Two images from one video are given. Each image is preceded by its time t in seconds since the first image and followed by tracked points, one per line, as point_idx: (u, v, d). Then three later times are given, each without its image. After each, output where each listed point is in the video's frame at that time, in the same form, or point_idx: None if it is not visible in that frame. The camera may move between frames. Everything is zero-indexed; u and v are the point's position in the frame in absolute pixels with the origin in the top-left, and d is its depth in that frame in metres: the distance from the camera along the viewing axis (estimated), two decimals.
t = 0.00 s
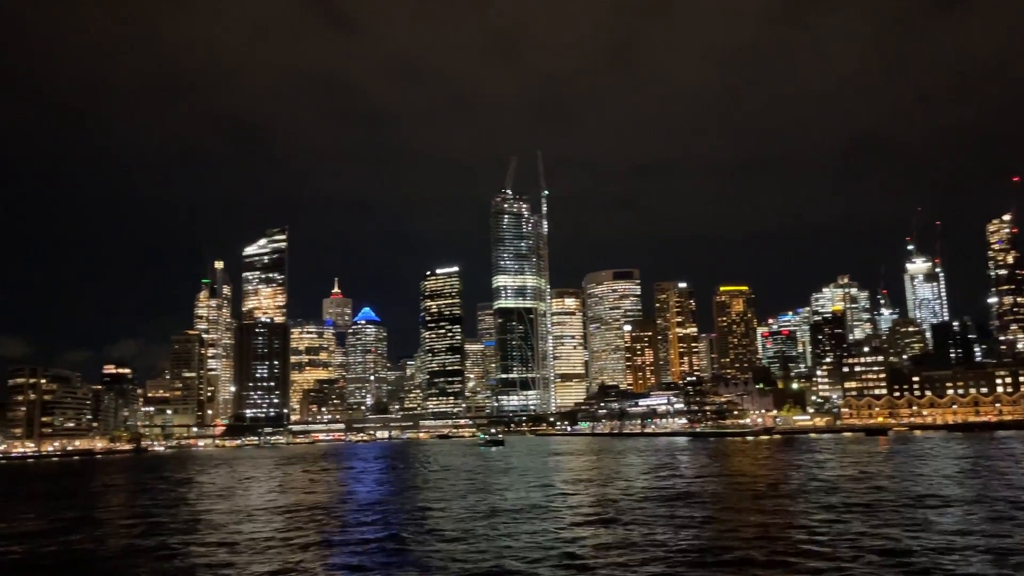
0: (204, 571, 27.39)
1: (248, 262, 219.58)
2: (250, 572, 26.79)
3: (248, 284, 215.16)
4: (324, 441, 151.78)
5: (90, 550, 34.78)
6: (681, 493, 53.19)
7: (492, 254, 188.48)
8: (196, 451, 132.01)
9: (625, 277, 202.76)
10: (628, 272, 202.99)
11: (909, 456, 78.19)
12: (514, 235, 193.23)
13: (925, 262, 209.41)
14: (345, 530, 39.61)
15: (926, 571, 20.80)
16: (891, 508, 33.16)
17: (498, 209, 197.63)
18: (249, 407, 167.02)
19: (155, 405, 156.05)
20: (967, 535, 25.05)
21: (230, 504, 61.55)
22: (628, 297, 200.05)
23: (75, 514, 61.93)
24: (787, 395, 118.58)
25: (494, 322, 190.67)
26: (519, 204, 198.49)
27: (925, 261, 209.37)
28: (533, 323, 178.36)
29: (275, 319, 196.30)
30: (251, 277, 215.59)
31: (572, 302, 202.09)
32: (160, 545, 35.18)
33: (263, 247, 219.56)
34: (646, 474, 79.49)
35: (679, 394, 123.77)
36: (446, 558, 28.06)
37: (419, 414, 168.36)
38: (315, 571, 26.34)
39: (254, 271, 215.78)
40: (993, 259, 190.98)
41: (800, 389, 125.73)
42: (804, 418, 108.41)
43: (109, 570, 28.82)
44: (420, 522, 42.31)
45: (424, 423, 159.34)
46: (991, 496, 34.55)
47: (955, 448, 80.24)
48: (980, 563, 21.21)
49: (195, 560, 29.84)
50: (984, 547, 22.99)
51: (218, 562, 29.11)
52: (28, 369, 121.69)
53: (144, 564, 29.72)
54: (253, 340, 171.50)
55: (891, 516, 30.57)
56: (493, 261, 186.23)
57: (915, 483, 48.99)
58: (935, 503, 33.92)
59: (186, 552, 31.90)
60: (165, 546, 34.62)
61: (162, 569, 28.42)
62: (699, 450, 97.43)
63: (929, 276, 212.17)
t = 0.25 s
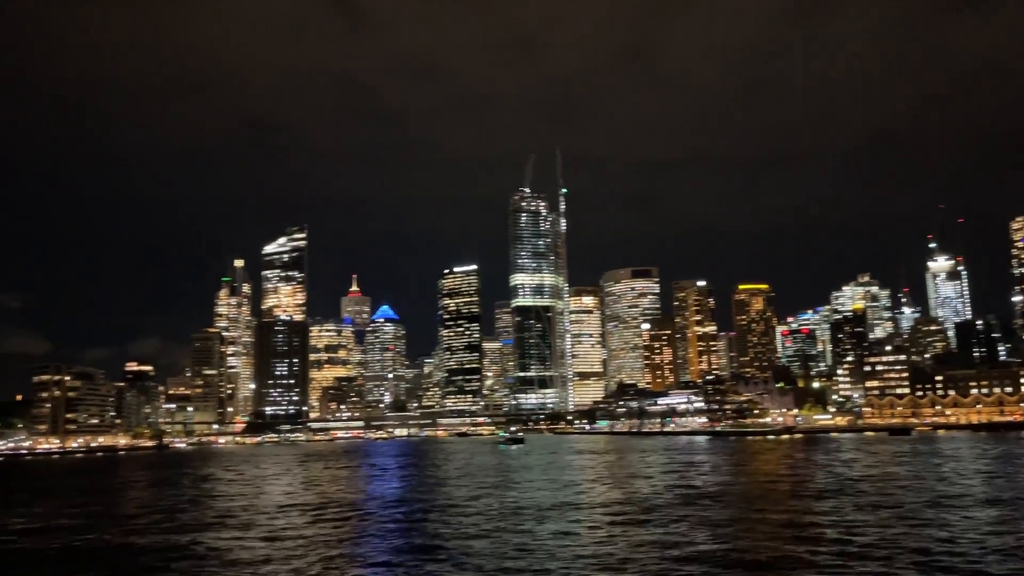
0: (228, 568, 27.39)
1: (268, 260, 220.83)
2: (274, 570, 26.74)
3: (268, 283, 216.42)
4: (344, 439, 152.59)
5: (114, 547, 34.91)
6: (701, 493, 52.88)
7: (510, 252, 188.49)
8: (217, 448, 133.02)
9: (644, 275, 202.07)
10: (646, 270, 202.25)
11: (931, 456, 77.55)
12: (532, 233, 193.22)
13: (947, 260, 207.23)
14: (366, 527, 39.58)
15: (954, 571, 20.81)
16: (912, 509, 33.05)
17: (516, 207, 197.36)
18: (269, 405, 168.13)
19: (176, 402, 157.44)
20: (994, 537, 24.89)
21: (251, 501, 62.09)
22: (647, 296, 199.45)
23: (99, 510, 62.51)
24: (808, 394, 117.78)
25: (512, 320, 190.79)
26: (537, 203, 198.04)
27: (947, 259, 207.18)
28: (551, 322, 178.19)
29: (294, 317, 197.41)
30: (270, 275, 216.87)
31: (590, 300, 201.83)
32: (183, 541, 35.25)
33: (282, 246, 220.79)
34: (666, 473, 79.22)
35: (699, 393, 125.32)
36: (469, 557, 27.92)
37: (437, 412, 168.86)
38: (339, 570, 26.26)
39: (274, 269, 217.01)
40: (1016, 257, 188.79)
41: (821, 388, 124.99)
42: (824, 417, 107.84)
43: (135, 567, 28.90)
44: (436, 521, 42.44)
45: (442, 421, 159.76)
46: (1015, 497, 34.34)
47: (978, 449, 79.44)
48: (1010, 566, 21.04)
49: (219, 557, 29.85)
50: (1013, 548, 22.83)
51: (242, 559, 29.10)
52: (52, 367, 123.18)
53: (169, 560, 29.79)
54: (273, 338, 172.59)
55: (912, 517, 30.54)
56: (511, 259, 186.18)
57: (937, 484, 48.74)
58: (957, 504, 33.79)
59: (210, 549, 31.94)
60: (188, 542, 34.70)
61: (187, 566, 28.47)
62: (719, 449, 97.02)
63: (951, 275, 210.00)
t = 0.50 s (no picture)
0: (248, 566, 27.44)
1: (290, 259, 222.34)
2: (294, 568, 26.75)
3: (290, 281, 217.89)
4: (366, 437, 153.37)
5: (137, 543, 35.11)
6: (723, 493, 52.45)
7: (531, 250, 188.35)
8: (241, 445, 134.19)
9: (665, 273, 201.13)
10: (668, 268, 201.28)
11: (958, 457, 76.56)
12: (553, 232, 192.96)
13: (973, 258, 204.40)
14: (386, 525, 39.56)
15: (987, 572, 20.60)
16: (940, 509, 32.68)
17: (537, 206, 197.13)
18: (291, 402, 169.33)
19: (200, 399, 159.01)
20: None
21: (273, 498, 62.53)
22: (668, 295, 198.57)
23: (126, 507, 63.22)
24: (833, 392, 116.69)
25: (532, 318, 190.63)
26: (558, 201, 197.78)
27: (974, 257, 204.37)
28: (571, 320, 177.90)
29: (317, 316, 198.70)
30: (293, 274, 218.33)
31: (611, 298, 201.33)
32: (205, 538, 35.38)
33: (304, 245, 222.27)
34: (689, 473, 78.80)
35: (722, 392, 124.05)
36: (489, 557, 27.78)
37: (459, 410, 169.28)
38: (359, 568, 26.23)
39: (296, 268, 218.46)
40: None
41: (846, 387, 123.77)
42: (850, 417, 106.72)
43: (159, 564, 29.06)
44: (453, 519, 42.31)
45: (464, 419, 159.99)
46: None
47: (1008, 449, 78.25)
48: None
49: (240, 555, 29.91)
50: None
51: (263, 557, 29.14)
52: (80, 364, 124.89)
53: (192, 557, 29.93)
54: (296, 337, 173.78)
55: (940, 517, 30.17)
56: (532, 257, 186.05)
57: (964, 484, 48.10)
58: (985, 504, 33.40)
59: (231, 546, 32.05)
60: (209, 540, 34.84)
61: (210, 563, 28.57)
62: (743, 448, 96.41)
63: (978, 273, 207.09)
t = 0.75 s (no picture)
0: (268, 565, 27.46)
1: (310, 259, 223.45)
2: (315, 567, 26.75)
3: (310, 281, 219.02)
4: (386, 435, 154.00)
5: (158, 541, 35.24)
6: (743, 493, 52.08)
7: (550, 249, 188.14)
8: (262, 444, 135.16)
9: (685, 272, 200.35)
10: (687, 267, 200.49)
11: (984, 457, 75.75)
12: (572, 231, 192.67)
13: (998, 256, 202.01)
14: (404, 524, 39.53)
15: None
16: (968, 510, 32.40)
17: (556, 205, 196.90)
18: (312, 401, 170.29)
19: (222, 398, 160.30)
20: None
21: (294, 496, 62.86)
22: (688, 294, 197.80)
23: (149, 505, 63.75)
24: (855, 392, 116.31)
25: (551, 317, 190.51)
26: (577, 200, 197.49)
27: (998, 255, 201.97)
28: (591, 319, 177.48)
29: (337, 315, 199.68)
30: (313, 274, 219.44)
31: (630, 297, 200.78)
32: (225, 536, 35.45)
33: (324, 244, 223.35)
34: (709, 472, 78.46)
35: (743, 392, 122.37)
36: (508, 556, 27.63)
37: (478, 409, 169.51)
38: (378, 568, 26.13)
39: (316, 267, 219.57)
40: None
41: (868, 387, 122.70)
42: (873, 417, 105.79)
43: (182, 562, 29.17)
44: (472, 518, 42.34)
45: (483, 418, 160.20)
46: None
47: None
48: None
49: (260, 553, 29.93)
50: None
51: (282, 555, 29.15)
52: (105, 363, 126.21)
53: (213, 556, 29.97)
54: (316, 336, 174.76)
55: (968, 519, 29.92)
56: (551, 256, 185.83)
57: (989, 485, 47.65)
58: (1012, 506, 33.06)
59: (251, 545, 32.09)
60: (229, 538, 34.90)
61: (231, 561, 28.62)
62: (765, 448, 95.89)
63: (1002, 271, 204.63)
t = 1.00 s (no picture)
0: (293, 564, 27.61)
1: (333, 258, 224.69)
2: (339, 566, 26.87)
3: (334, 280, 220.25)
4: (409, 434, 154.65)
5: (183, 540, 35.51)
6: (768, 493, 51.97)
7: (572, 248, 187.77)
8: (286, 442, 136.19)
9: (708, 271, 199.25)
10: (710, 266, 199.38)
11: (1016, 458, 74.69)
12: (594, 230, 192.17)
13: None
14: (428, 523, 39.75)
15: None
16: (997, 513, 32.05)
17: (578, 204, 196.49)
18: (335, 400, 171.29)
19: (247, 396, 161.75)
20: None
21: (317, 495, 63.20)
22: (711, 293, 196.74)
23: (176, 503, 64.43)
24: (882, 393, 116.38)
25: (573, 316, 190.30)
26: (599, 199, 196.95)
27: None
28: (613, 319, 176.73)
29: (360, 314, 200.61)
30: (336, 273, 220.65)
31: (653, 297, 200.23)
32: (249, 536, 35.67)
33: (347, 244, 224.49)
34: (732, 473, 78.05)
35: (767, 391, 121.04)
36: (531, 557, 27.65)
37: (500, 409, 169.74)
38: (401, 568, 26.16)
39: (339, 267, 220.75)
40: None
41: (895, 387, 121.36)
42: (901, 417, 104.64)
43: (208, 559, 29.40)
44: (495, 518, 42.35)
45: (505, 417, 160.31)
46: None
47: None
48: None
49: (285, 551, 30.16)
50: None
51: (307, 554, 29.32)
52: (133, 361, 127.74)
53: (239, 554, 30.19)
54: (339, 334, 175.77)
55: (998, 521, 29.61)
56: (573, 256, 185.41)
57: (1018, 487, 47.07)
58: None
59: (275, 544, 32.28)
60: (254, 537, 35.16)
61: (254, 560, 28.78)
62: (791, 448, 95.23)
63: None
